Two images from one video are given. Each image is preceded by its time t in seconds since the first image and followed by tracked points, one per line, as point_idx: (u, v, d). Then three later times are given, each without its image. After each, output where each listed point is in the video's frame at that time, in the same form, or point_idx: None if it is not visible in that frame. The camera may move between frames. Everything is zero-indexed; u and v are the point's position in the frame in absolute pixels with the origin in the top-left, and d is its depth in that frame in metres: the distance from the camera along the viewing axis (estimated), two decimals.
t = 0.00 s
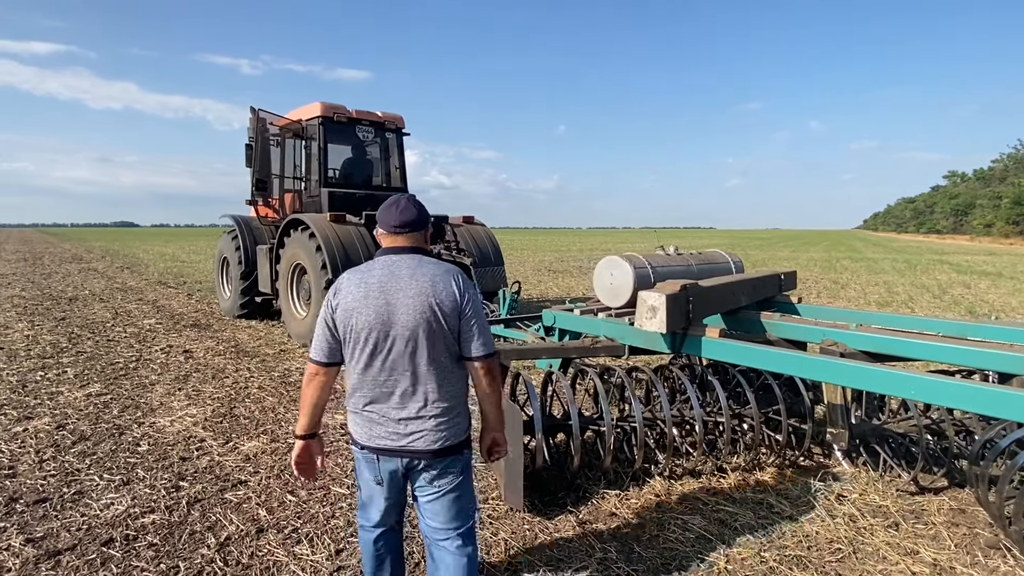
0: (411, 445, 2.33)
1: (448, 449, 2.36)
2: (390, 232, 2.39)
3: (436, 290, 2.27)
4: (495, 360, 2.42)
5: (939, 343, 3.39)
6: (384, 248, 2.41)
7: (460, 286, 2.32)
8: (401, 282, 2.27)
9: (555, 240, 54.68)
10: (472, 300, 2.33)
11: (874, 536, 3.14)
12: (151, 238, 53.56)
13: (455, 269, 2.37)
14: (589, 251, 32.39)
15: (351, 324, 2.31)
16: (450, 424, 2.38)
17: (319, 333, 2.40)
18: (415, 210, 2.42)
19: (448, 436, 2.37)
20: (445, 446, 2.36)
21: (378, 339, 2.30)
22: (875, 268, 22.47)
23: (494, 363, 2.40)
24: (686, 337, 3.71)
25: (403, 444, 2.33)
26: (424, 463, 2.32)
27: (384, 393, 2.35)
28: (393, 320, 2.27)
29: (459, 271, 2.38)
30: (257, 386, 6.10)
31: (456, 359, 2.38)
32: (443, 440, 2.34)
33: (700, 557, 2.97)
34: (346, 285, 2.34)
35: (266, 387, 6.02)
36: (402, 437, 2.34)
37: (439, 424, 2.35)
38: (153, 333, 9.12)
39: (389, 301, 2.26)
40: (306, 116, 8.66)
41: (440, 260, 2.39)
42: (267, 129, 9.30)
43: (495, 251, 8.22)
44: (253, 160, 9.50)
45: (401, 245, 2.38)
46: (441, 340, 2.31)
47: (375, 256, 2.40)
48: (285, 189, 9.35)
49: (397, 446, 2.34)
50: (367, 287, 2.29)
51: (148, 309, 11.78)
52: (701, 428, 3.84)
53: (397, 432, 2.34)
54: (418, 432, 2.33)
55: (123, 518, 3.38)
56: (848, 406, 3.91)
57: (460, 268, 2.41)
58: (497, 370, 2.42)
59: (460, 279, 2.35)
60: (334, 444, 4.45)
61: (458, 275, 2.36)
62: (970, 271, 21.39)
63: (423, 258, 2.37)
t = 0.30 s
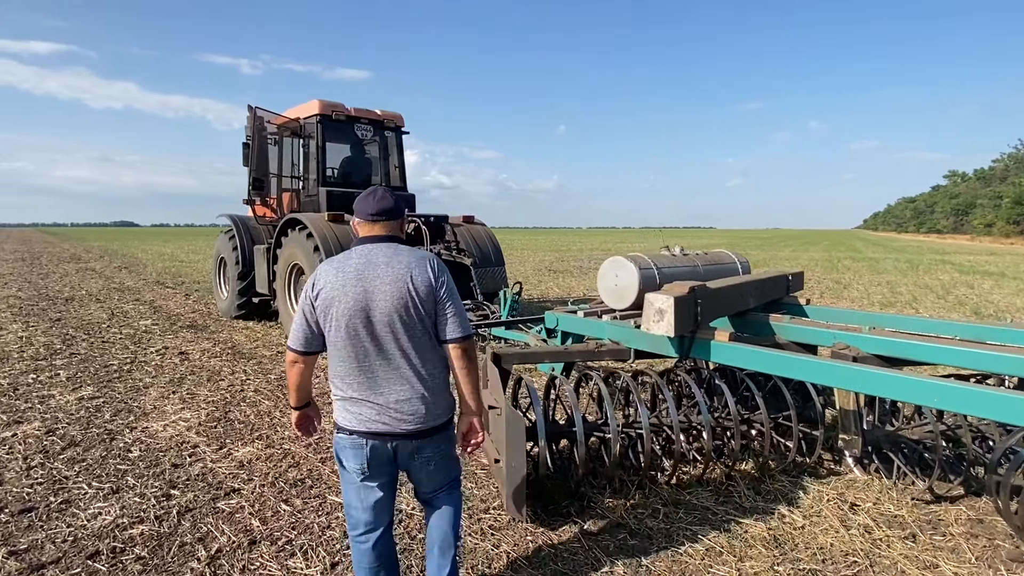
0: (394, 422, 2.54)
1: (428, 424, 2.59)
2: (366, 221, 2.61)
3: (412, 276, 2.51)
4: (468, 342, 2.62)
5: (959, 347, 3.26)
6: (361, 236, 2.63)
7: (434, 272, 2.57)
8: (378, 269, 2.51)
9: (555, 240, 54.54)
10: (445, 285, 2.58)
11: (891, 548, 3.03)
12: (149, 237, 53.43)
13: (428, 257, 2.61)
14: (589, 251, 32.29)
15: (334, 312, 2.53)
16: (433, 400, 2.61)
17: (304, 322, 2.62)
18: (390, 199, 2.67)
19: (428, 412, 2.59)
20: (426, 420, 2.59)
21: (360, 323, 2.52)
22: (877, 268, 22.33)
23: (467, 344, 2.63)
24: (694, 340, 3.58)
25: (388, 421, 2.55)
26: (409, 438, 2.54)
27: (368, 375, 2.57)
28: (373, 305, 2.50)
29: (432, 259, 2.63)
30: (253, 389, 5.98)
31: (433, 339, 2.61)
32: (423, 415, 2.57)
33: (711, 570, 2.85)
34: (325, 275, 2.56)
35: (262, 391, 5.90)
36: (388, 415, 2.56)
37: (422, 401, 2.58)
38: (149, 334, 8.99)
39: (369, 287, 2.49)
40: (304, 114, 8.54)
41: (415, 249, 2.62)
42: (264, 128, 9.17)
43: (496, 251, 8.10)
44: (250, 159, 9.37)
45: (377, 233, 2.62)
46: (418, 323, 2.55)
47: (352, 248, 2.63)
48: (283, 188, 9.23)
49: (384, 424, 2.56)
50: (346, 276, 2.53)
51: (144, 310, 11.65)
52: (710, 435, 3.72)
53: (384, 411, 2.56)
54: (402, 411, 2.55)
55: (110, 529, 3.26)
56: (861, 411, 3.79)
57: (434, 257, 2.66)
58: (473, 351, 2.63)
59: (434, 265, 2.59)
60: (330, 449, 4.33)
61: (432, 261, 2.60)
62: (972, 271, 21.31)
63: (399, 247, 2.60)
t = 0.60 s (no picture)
0: (379, 430, 2.48)
1: (412, 433, 2.54)
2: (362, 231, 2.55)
3: (406, 285, 2.46)
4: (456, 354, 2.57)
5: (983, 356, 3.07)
6: (357, 245, 2.57)
7: (427, 282, 2.53)
8: (373, 276, 2.46)
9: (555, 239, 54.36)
10: (437, 296, 2.54)
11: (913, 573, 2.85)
12: (146, 237, 53.18)
13: (421, 267, 2.58)
14: (588, 250, 32.08)
15: (325, 316, 2.46)
16: (418, 410, 2.56)
17: (292, 324, 2.53)
18: (388, 211, 2.60)
19: (412, 421, 2.54)
20: (410, 429, 2.54)
21: (350, 329, 2.45)
22: (879, 269, 22.14)
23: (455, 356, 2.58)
24: (701, 349, 3.39)
25: (372, 428, 2.48)
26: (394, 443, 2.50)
27: (354, 382, 2.50)
28: (365, 312, 2.44)
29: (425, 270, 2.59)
30: (242, 396, 5.78)
31: (422, 349, 2.56)
32: (407, 425, 2.52)
33: None
34: (318, 279, 2.49)
35: (251, 398, 5.70)
36: (373, 423, 2.49)
37: (408, 410, 2.52)
38: (139, 337, 8.78)
39: (362, 293, 2.43)
40: (298, 112, 8.33)
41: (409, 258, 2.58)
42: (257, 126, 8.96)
43: (494, 252, 7.90)
44: (243, 158, 9.17)
45: (372, 243, 2.54)
46: (410, 331, 2.50)
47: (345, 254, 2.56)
48: (276, 188, 9.03)
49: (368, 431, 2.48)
50: (339, 281, 2.46)
51: (137, 311, 11.44)
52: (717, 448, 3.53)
53: (368, 418, 2.49)
54: (388, 418, 2.49)
55: (81, 551, 3.06)
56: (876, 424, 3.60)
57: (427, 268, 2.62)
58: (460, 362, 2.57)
59: (427, 276, 2.55)
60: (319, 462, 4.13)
61: (426, 272, 2.57)
62: (974, 271, 21.11)
63: (393, 256, 2.55)
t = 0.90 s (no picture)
0: (375, 417, 2.57)
1: (406, 425, 2.63)
2: (382, 229, 2.70)
3: (419, 285, 2.61)
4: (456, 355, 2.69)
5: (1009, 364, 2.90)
6: (375, 241, 2.72)
7: (436, 285, 2.67)
8: (389, 273, 2.59)
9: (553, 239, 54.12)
10: (445, 299, 2.68)
11: None
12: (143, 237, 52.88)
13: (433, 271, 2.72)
14: (587, 250, 31.91)
15: (339, 306, 2.58)
16: (414, 404, 2.66)
17: (304, 310, 2.64)
18: (408, 212, 2.75)
19: (408, 414, 2.63)
20: (405, 420, 2.63)
21: (362, 319, 2.57)
22: (881, 268, 21.97)
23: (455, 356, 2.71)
24: (711, 356, 3.22)
25: (369, 416, 2.57)
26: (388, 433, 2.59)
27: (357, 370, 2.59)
28: (378, 304, 2.57)
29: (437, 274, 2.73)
30: (233, 401, 5.60)
31: (425, 346, 2.68)
32: (403, 417, 2.61)
33: None
34: (337, 270, 2.62)
35: (243, 403, 5.53)
36: (371, 410, 2.58)
37: (405, 402, 2.62)
38: (130, 339, 8.60)
39: (377, 286, 2.56)
40: (293, 110, 8.16)
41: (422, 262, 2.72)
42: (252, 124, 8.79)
43: (493, 252, 7.74)
44: (237, 156, 9.00)
45: (389, 242, 2.69)
46: (416, 329, 2.62)
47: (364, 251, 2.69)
48: (271, 187, 8.86)
49: (365, 418, 2.57)
50: (356, 274, 2.59)
51: (130, 313, 11.26)
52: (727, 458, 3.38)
53: (367, 405, 2.58)
54: (386, 407, 2.59)
55: (56, 571, 2.89)
56: (892, 433, 3.45)
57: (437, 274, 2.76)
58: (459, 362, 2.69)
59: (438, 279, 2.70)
60: (311, 472, 3.97)
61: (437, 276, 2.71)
62: (976, 271, 20.97)
63: (408, 258, 2.69)
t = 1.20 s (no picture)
0: (378, 407, 2.51)
1: (410, 415, 2.56)
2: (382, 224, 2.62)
3: (422, 275, 2.56)
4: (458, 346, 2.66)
5: None
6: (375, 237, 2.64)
7: (439, 275, 2.62)
8: (391, 263, 2.54)
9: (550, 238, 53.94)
10: (447, 289, 2.63)
11: None
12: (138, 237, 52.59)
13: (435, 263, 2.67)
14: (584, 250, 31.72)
15: (341, 295, 2.52)
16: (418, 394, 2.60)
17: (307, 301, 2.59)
18: (408, 206, 2.67)
19: (411, 404, 2.57)
20: (409, 410, 2.56)
21: (364, 309, 2.51)
22: (880, 267, 21.85)
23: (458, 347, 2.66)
24: (729, 359, 3.07)
25: (372, 406, 2.52)
26: (391, 424, 2.52)
27: (358, 360, 2.54)
28: (380, 294, 2.51)
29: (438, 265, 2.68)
30: (228, 404, 5.43)
31: (428, 337, 2.63)
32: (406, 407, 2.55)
33: None
34: (340, 261, 2.57)
35: (237, 406, 5.36)
36: (374, 400, 2.52)
37: (408, 392, 2.56)
38: (123, 340, 8.41)
39: (380, 276, 2.51)
40: (289, 105, 7.99)
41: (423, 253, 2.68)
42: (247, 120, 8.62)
43: (494, 250, 7.58)
44: (232, 153, 8.83)
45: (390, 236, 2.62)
46: (419, 320, 2.56)
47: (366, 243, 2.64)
48: (266, 184, 8.68)
49: (366, 408, 2.53)
50: (358, 265, 2.53)
51: (123, 313, 11.06)
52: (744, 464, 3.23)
53: (368, 395, 2.53)
54: (387, 398, 2.52)
55: None
56: (916, 439, 3.30)
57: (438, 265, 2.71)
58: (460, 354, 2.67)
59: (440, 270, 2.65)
60: (308, 480, 3.81)
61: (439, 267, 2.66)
62: (976, 270, 20.89)
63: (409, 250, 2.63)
